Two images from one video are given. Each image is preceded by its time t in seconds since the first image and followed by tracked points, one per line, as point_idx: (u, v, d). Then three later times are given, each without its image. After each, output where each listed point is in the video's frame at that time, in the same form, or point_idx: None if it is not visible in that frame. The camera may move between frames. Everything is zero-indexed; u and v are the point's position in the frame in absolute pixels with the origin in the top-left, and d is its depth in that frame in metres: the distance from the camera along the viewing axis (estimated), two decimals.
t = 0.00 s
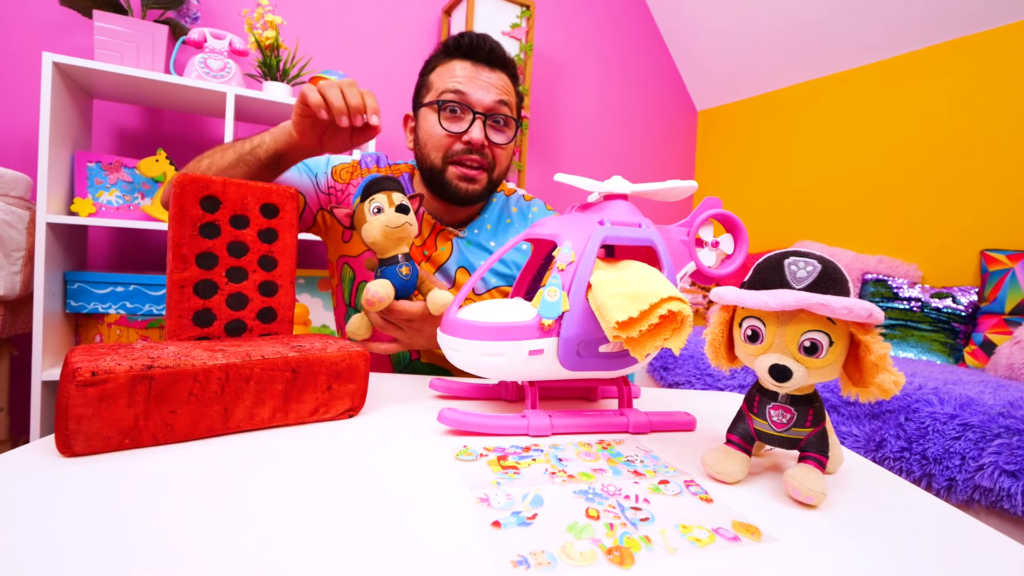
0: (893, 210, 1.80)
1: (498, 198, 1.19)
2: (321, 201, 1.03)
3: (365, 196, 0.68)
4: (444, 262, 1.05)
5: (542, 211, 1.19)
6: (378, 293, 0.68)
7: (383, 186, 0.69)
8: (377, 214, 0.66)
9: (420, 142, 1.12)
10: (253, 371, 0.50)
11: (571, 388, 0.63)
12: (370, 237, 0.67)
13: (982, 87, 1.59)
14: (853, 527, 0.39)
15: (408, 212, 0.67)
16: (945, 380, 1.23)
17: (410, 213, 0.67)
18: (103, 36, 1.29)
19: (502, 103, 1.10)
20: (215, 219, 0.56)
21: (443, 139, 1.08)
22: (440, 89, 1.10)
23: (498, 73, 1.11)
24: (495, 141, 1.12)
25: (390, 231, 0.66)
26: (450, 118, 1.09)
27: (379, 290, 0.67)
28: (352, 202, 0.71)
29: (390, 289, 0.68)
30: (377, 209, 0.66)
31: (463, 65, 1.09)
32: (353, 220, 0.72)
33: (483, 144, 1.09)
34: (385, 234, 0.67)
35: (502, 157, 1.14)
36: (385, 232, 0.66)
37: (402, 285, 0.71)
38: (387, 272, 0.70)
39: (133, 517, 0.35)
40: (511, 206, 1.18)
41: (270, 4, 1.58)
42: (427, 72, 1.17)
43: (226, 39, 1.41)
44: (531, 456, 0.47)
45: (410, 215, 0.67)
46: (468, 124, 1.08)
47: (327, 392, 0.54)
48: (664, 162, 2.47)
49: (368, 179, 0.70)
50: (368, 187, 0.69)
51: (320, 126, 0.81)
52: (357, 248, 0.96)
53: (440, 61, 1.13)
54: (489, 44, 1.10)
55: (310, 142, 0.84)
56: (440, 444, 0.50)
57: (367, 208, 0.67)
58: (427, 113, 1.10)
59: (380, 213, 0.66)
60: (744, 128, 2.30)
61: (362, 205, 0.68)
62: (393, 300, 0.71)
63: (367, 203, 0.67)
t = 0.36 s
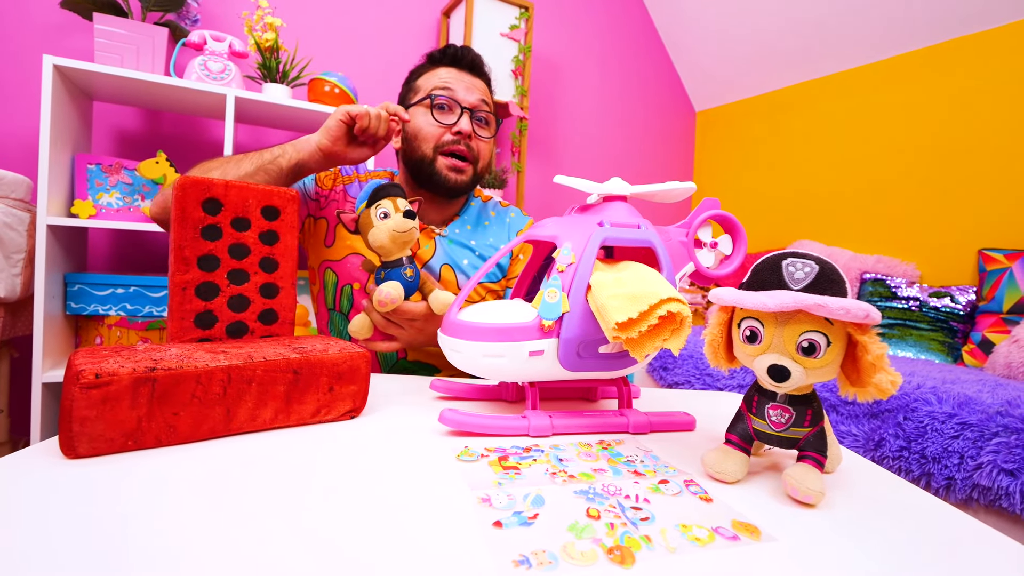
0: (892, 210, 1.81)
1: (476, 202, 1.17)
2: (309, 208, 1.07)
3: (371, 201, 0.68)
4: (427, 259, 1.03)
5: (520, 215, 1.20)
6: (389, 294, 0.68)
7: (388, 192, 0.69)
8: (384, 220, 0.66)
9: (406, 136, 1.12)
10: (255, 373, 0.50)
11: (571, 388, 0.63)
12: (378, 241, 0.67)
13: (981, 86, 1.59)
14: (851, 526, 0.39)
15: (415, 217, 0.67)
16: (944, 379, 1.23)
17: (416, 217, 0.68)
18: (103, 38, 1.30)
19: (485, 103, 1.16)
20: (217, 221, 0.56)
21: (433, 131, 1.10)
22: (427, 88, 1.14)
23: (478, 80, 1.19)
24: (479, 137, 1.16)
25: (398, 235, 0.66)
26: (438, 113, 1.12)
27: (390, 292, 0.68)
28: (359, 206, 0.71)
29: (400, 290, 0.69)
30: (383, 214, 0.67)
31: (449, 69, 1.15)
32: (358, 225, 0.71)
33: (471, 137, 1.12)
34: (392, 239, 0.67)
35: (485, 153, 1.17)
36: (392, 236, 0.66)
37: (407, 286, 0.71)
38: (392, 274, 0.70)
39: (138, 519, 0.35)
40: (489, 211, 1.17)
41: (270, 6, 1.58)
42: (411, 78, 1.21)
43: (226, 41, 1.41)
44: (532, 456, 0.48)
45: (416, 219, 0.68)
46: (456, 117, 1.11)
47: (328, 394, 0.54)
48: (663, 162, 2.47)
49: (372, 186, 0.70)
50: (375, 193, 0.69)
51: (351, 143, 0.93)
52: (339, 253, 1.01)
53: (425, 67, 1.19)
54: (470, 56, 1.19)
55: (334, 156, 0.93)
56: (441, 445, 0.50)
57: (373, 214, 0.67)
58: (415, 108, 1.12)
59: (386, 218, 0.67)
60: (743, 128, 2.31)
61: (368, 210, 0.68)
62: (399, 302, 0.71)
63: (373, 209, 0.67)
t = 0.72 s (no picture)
0: (892, 210, 1.81)
1: (497, 202, 1.19)
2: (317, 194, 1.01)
3: (370, 194, 0.68)
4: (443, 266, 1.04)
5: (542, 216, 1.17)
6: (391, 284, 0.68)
7: (387, 184, 0.70)
8: (383, 210, 0.67)
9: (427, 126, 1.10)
10: (259, 376, 0.50)
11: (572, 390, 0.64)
12: (377, 233, 0.66)
13: (981, 87, 1.59)
14: (853, 527, 0.40)
15: (413, 206, 0.68)
16: (945, 379, 1.23)
17: (415, 206, 0.68)
18: (106, 42, 1.30)
19: (509, 89, 1.13)
20: (220, 225, 0.57)
21: (455, 119, 1.08)
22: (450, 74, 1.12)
23: (503, 64, 1.16)
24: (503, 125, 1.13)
25: (398, 225, 0.66)
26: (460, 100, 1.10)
27: (391, 281, 0.68)
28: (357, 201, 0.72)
29: (401, 280, 0.69)
30: (383, 205, 0.67)
31: (471, 52, 1.13)
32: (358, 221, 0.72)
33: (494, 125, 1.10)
34: (393, 229, 0.67)
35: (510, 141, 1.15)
36: (392, 226, 0.66)
37: (410, 280, 0.71)
38: (394, 268, 0.70)
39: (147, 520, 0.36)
40: (511, 212, 1.18)
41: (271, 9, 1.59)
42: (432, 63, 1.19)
43: (228, 44, 1.42)
44: (534, 458, 0.48)
45: (416, 208, 0.68)
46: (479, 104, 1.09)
47: (331, 396, 0.55)
48: (663, 162, 2.47)
49: (371, 179, 0.71)
50: (373, 186, 0.70)
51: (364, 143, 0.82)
52: (349, 254, 0.98)
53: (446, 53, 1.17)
54: (495, 37, 1.17)
55: (346, 148, 0.84)
56: (443, 447, 0.50)
57: (372, 206, 0.67)
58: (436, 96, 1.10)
59: (386, 208, 0.67)
60: (742, 128, 2.31)
61: (367, 203, 0.69)
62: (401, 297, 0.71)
63: (372, 201, 0.68)
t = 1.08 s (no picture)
0: (891, 210, 1.81)
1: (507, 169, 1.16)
2: (311, 157, 0.99)
3: (368, 193, 0.68)
4: (457, 237, 1.03)
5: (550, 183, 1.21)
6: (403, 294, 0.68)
7: (384, 180, 0.70)
8: (382, 210, 0.67)
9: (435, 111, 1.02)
10: (259, 381, 0.50)
11: (571, 393, 0.64)
12: (378, 234, 0.67)
13: (980, 86, 1.59)
14: (851, 530, 0.40)
15: (413, 203, 0.68)
16: (945, 379, 1.23)
17: (416, 203, 0.68)
18: (107, 47, 1.31)
19: (529, 72, 1.00)
20: (221, 230, 0.57)
21: (462, 114, 0.99)
22: (458, 51, 0.98)
23: (524, 37, 1.01)
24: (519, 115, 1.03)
25: (399, 225, 0.67)
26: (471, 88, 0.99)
27: (404, 292, 0.68)
28: (355, 199, 0.71)
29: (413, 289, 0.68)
30: (382, 204, 0.67)
31: (485, 23, 0.97)
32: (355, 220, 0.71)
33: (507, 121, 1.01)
34: (394, 229, 0.67)
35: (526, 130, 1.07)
36: (393, 226, 0.67)
37: (418, 281, 0.71)
38: (400, 269, 0.70)
39: (149, 525, 0.36)
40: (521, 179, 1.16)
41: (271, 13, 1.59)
42: (440, 27, 1.03)
43: (228, 48, 1.42)
44: (533, 462, 0.48)
45: (416, 206, 0.68)
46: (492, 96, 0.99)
47: (331, 400, 0.55)
48: (663, 162, 2.47)
49: (366, 176, 0.71)
50: (369, 183, 0.69)
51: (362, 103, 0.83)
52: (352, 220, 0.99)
53: (460, 14, 1.01)
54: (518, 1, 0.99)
55: (341, 112, 0.84)
56: (443, 451, 0.50)
57: (371, 205, 0.67)
58: (444, 79, 0.99)
59: (385, 208, 0.67)
60: (742, 128, 2.31)
61: (365, 202, 0.68)
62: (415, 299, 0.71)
63: (371, 199, 0.68)
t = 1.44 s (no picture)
0: (889, 227, 1.82)
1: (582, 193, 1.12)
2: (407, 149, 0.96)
3: (401, 177, 0.68)
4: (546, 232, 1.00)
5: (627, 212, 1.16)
6: (401, 290, 0.65)
7: (423, 169, 0.70)
8: (411, 194, 0.66)
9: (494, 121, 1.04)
10: (257, 403, 0.50)
11: (569, 414, 0.64)
12: (401, 217, 0.66)
13: (974, 106, 1.63)
14: (851, 555, 0.39)
15: (441, 194, 0.67)
16: (945, 399, 1.23)
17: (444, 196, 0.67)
18: (111, 68, 1.33)
19: (571, 96, 0.95)
20: (220, 251, 0.58)
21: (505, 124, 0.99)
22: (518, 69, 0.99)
23: (581, 63, 0.95)
24: (561, 137, 0.98)
25: (423, 212, 0.66)
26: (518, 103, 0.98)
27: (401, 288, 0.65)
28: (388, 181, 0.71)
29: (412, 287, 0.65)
30: (412, 189, 0.66)
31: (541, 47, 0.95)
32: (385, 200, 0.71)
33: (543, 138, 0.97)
34: (418, 217, 0.66)
35: (574, 148, 1.00)
36: (417, 213, 0.65)
37: (427, 270, 0.70)
38: (412, 255, 0.69)
39: (142, 550, 0.36)
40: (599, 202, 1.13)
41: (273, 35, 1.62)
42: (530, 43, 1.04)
43: (229, 69, 1.44)
44: (530, 485, 0.48)
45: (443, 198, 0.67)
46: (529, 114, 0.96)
47: (328, 422, 0.55)
48: (661, 181, 2.49)
49: (406, 162, 0.71)
50: (405, 169, 0.69)
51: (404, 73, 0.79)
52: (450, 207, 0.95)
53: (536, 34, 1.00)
54: (580, 26, 0.95)
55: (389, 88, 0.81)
56: (440, 473, 0.50)
57: (402, 189, 0.67)
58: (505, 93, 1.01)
59: (414, 193, 0.66)
60: (739, 147, 2.34)
61: (397, 185, 0.68)
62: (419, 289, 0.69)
63: (403, 184, 0.67)
